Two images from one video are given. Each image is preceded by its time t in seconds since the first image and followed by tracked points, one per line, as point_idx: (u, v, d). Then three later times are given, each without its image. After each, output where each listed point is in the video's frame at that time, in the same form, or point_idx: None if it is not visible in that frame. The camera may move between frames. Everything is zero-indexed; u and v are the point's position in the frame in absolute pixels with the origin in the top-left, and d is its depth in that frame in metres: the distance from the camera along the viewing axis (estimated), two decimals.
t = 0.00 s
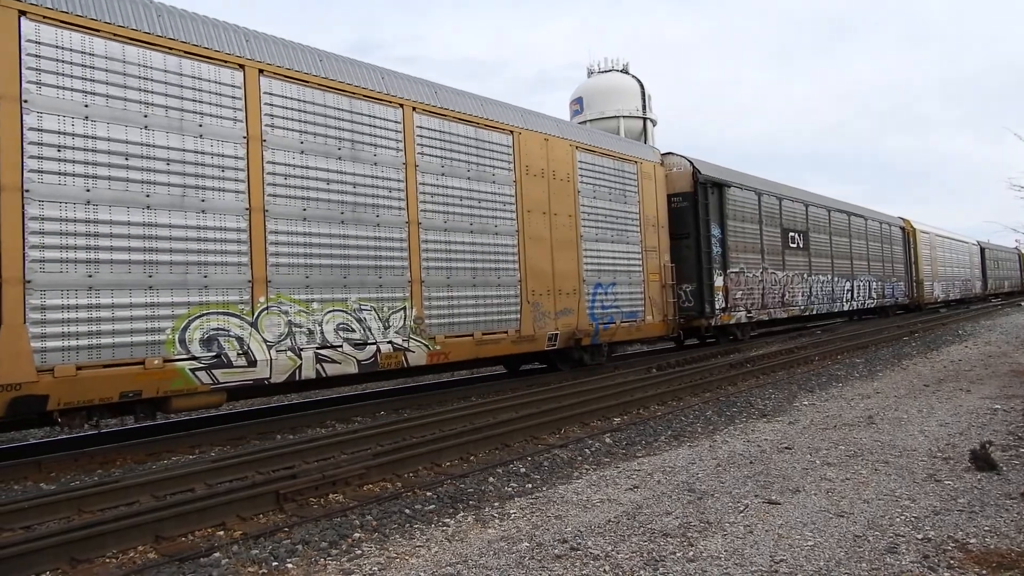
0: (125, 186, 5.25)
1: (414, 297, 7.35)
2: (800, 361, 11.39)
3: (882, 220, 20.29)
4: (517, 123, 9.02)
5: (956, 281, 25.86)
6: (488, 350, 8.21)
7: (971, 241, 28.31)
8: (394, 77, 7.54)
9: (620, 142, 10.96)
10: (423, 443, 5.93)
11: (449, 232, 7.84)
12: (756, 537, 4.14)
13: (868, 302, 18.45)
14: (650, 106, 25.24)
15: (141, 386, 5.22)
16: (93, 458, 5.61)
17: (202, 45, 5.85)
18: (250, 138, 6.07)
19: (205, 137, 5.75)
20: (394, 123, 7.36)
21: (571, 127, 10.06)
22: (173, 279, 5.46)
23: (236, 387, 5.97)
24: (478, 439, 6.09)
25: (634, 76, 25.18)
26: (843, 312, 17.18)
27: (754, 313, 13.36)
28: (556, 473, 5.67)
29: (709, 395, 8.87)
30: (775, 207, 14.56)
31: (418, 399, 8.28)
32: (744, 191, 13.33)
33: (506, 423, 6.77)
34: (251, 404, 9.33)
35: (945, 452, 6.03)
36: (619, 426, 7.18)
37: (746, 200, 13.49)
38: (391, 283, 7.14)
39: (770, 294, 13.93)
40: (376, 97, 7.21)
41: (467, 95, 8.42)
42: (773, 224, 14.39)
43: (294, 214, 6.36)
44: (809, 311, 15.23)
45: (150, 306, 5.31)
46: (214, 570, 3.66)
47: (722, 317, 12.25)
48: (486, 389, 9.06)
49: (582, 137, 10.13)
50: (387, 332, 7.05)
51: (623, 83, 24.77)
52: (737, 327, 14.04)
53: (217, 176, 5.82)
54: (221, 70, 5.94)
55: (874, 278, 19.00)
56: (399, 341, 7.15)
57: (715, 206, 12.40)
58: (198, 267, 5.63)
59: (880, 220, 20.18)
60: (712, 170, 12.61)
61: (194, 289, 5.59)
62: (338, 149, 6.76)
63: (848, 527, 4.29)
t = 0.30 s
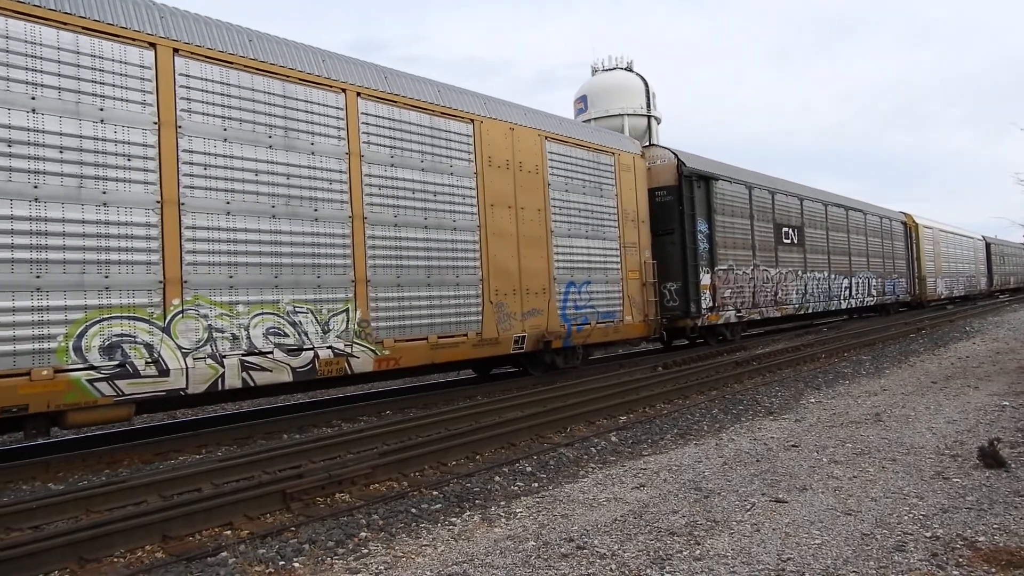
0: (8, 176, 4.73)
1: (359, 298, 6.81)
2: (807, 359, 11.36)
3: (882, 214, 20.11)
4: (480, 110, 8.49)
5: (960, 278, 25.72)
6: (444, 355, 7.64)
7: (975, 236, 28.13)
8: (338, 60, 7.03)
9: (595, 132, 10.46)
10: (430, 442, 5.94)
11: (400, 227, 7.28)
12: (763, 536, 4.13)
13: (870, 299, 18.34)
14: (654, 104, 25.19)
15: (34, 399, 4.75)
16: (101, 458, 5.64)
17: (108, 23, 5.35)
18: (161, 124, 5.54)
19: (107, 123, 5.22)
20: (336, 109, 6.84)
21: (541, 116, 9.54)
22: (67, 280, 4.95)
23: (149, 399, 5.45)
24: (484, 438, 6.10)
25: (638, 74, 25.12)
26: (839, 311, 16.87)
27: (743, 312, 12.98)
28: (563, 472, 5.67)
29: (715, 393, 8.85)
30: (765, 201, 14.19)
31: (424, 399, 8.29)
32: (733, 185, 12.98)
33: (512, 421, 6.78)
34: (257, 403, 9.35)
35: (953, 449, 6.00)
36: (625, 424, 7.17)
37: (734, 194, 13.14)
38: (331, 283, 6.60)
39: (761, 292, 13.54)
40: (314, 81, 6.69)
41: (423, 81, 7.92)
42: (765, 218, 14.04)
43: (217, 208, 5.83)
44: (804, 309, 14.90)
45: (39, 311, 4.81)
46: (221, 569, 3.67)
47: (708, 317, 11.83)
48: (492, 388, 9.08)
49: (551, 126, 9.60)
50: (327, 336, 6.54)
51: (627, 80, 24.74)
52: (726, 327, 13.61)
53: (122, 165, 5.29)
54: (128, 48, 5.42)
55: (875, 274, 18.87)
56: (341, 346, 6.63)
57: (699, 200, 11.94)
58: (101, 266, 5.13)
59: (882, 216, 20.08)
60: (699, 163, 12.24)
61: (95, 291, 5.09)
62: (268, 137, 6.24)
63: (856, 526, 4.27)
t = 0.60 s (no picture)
0: None
1: (292, 298, 6.27)
2: (813, 360, 11.32)
3: (882, 214, 19.93)
4: (438, 97, 7.92)
5: (966, 279, 25.58)
6: (391, 360, 7.12)
7: (980, 237, 27.93)
8: (276, 40, 6.48)
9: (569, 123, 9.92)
10: (435, 441, 5.95)
11: (342, 222, 6.72)
12: (769, 537, 4.11)
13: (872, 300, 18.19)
14: (660, 104, 25.17)
15: None
16: (107, 455, 5.66)
17: None
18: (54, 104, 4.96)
19: None
20: (269, 92, 6.28)
21: (507, 104, 8.96)
22: None
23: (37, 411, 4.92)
24: (489, 437, 6.10)
25: (645, 73, 25.10)
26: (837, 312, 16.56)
27: (733, 314, 12.56)
28: (567, 472, 5.67)
29: (720, 394, 8.83)
30: (757, 199, 13.84)
31: (430, 398, 8.30)
32: (721, 181, 12.62)
33: (517, 421, 6.78)
34: (263, 401, 9.38)
35: (960, 451, 5.97)
36: (630, 424, 7.16)
37: (725, 191, 12.80)
38: (259, 282, 6.06)
39: (753, 293, 13.15)
40: (243, 61, 6.12)
41: (372, 64, 7.36)
42: (757, 217, 13.70)
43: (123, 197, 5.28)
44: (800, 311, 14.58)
45: None
46: (226, 567, 3.68)
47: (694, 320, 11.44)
48: (498, 387, 9.08)
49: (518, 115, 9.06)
50: (255, 341, 6.01)
51: (634, 79, 24.73)
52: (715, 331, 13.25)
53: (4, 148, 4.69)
54: (17, 20, 4.83)
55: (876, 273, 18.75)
56: (269, 352, 6.08)
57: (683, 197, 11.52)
58: None
59: (884, 215, 20.02)
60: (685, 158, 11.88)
61: None
62: (185, 120, 5.68)
63: (862, 527, 4.25)
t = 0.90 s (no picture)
0: None
1: (208, 300, 5.79)
2: (814, 358, 11.30)
3: (878, 211, 19.73)
4: (383, 82, 7.43)
5: (965, 277, 25.55)
6: (325, 366, 6.61)
7: (979, 235, 27.80)
8: (192, 16, 6.00)
9: (533, 113, 9.42)
10: (436, 440, 5.95)
11: (266, 216, 6.21)
12: (770, 536, 4.11)
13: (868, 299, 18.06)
14: (662, 103, 25.15)
15: None
16: (108, 456, 5.67)
17: None
18: None
19: None
20: (178, 71, 5.75)
21: (461, 91, 8.47)
22: None
23: None
24: (490, 437, 6.10)
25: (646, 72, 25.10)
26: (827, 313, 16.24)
27: (715, 315, 12.18)
28: (569, 471, 5.66)
29: (722, 393, 8.82)
30: (741, 195, 13.48)
31: (431, 397, 8.31)
32: (702, 176, 12.27)
33: (518, 421, 6.78)
34: (263, 401, 9.39)
35: (962, 449, 5.96)
36: (631, 423, 7.15)
37: (707, 186, 12.45)
38: (165, 282, 5.55)
39: (736, 293, 12.80)
40: (147, 37, 5.58)
41: (305, 45, 6.87)
42: (741, 213, 13.36)
43: None
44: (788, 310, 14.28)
45: None
46: (227, 567, 3.68)
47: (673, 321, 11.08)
48: (500, 387, 9.08)
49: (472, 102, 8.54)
50: (161, 347, 5.50)
51: (636, 78, 24.72)
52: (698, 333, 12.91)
53: None
54: None
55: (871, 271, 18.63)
56: (178, 359, 5.58)
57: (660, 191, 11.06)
58: None
59: (884, 213, 20.00)
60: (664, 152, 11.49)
61: None
62: (77, 101, 5.15)
63: (864, 526, 4.25)
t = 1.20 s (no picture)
0: None
1: (96, 300, 5.25)
2: (808, 357, 11.35)
3: (864, 208, 19.59)
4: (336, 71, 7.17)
5: (955, 277, 25.69)
6: (239, 374, 6.10)
7: (968, 233, 27.85)
8: None
9: (486, 101, 8.90)
10: (430, 440, 5.94)
11: (166, 208, 5.67)
12: (764, 534, 4.12)
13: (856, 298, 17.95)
14: (657, 102, 25.20)
15: None
16: (101, 455, 5.64)
17: None
18: None
19: None
20: (62, 45, 5.18)
21: (404, 75, 7.93)
22: None
23: None
24: (484, 437, 6.10)
25: (640, 71, 25.14)
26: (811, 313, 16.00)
27: (687, 316, 11.90)
28: (563, 470, 5.67)
29: (716, 392, 8.84)
30: (718, 191, 13.24)
31: (425, 396, 8.30)
32: (675, 171, 11.98)
33: (514, 420, 6.78)
34: (256, 402, 9.34)
35: (954, 448, 5.99)
36: (626, 422, 7.16)
37: (681, 181, 12.21)
38: (43, 282, 4.99)
39: (712, 293, 12.55)
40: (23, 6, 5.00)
41: (220, 20, 6.32)
42: (718, 210, 13.11)
43: None
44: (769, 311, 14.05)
45: None
46: (221, 567, 3.67)
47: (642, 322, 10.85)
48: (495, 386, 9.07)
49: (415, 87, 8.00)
50: (36, 354, 4.94)
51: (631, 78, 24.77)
52: (672, 335, 12.64)
53: None
54: None
55: (858, 270, 18.49)
56: (54, 369, 5.02)
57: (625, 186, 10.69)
58: None
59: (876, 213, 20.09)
60: (634, 146, 11.28)
61: None
62: None
63: (857, 524, 4.27)
